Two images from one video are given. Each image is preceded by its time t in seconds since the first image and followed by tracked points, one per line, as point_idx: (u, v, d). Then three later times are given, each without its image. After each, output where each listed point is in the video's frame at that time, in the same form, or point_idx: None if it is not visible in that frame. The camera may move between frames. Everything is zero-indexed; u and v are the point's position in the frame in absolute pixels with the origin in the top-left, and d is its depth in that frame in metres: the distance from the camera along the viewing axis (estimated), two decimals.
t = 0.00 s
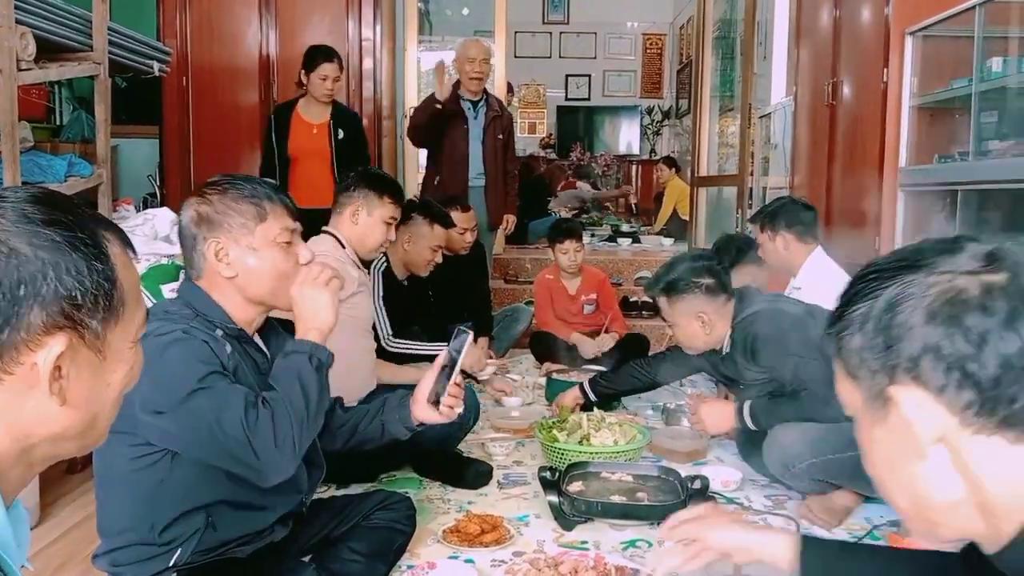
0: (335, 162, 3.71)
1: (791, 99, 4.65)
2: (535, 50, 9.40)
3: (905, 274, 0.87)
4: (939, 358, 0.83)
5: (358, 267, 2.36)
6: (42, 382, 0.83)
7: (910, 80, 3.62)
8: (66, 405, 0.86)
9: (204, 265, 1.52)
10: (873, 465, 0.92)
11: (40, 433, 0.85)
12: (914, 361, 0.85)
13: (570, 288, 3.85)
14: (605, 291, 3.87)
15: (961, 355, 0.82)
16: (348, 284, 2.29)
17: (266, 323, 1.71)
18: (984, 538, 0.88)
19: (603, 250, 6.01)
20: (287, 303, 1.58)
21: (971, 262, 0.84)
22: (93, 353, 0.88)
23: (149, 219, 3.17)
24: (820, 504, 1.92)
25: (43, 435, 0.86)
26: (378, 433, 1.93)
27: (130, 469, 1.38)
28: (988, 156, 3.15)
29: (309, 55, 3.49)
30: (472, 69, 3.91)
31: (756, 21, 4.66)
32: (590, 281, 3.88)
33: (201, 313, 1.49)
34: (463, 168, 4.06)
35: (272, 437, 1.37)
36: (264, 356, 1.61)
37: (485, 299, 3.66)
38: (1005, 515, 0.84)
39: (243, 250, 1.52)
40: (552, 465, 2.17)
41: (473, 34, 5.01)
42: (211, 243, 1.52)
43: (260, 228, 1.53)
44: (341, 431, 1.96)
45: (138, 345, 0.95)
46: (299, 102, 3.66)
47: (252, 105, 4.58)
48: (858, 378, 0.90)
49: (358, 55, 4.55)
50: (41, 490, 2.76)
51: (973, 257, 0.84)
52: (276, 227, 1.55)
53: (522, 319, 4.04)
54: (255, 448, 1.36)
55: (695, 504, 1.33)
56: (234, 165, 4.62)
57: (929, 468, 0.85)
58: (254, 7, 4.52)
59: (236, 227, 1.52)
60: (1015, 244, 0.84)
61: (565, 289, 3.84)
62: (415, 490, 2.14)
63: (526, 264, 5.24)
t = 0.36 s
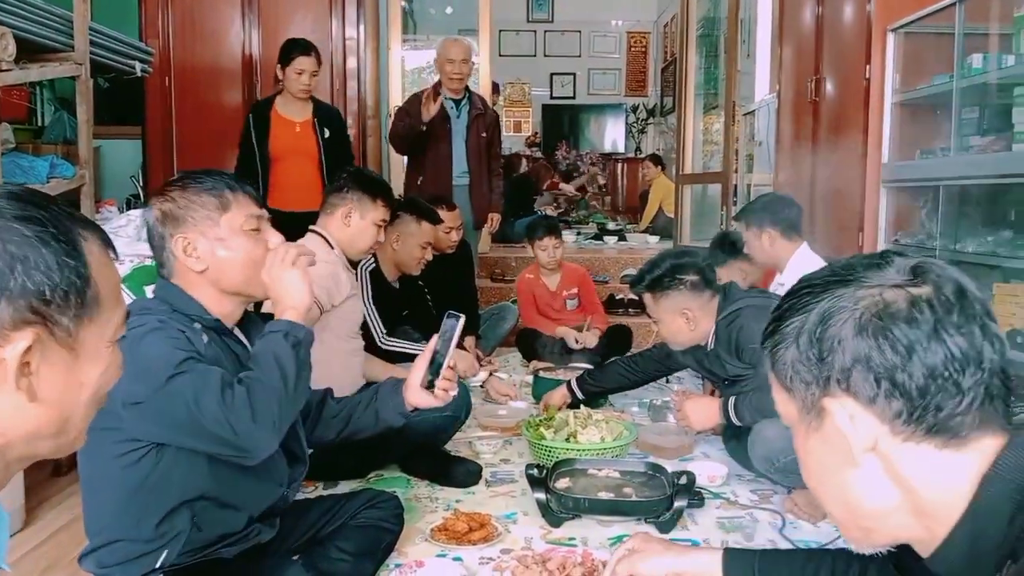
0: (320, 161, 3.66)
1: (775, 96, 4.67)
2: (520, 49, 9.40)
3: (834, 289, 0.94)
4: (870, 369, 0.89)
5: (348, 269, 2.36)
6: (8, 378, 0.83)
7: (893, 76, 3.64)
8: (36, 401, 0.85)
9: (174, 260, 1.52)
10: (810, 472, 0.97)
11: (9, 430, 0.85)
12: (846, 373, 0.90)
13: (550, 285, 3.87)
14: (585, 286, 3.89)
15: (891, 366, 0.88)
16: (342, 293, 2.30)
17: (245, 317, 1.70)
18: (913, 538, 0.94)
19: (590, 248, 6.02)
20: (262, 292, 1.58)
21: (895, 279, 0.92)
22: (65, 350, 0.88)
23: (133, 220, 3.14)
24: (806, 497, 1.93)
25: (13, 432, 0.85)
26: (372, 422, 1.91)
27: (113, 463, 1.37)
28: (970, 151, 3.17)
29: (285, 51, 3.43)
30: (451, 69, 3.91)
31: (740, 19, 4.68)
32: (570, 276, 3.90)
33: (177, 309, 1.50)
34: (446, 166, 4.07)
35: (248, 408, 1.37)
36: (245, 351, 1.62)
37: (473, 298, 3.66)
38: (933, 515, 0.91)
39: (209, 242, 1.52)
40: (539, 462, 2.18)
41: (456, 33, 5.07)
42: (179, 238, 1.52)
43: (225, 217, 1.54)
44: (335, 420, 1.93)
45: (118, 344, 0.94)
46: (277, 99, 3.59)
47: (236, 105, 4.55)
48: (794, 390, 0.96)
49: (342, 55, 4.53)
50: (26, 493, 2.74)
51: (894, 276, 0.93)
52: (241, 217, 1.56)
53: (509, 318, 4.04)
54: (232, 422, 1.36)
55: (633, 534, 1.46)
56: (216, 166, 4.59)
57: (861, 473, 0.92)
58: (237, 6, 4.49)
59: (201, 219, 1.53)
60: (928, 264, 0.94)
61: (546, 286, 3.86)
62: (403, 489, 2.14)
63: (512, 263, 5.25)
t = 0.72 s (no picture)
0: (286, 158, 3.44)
1: (757, 97, 4.70)
2: (503, 49, 9.41)
3: (823, 283, 0.96)
4: (857, 362, 0.91)
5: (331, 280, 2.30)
6: None
7: (873, 77, 3.67)
8: None
9: (176, 257, 1.50)
10: (802, 464, 0.99)
11: None
12: (834, 366, 0.92)
13: (532, 285, 3.87)
14: (567, 285, 3.91)
15: (878, 358, 0.89)
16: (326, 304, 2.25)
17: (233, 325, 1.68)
18: (905, 529, 0.94)
19: (573, 248, 6.04)
20: (243, 322, 1.56)
21: (882, 273, 0.93)
22: None
23: (113, 220, 3.09)
24: (786, 495, 1.95)
25: None
26: (355, 430, 1.92)
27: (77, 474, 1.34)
28: (948, 152, 3.21)
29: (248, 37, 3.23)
30: (433, 69, 3.92)
31: (722, 21, 4.72)
32: (552, 276, 3.91)
33: (166, 317, 1.48)
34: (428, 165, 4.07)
35: (184, 477, 1.37)
36: (226, 360, 1.61)
37: (457, 298, 3.67)
38: (922, 507, 0.91)
39: (216, 259, 1.50)
40: (523, 461, 2.18)
41: (440, 33, 5.11)
42: (188, 240, 1.49)
43: (240, 246, 1.51)
44: (316, 427, 1.94)
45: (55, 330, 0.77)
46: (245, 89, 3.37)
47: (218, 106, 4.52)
48: (785, 384, 0.97)
49: (324, 55, 4.46)
50: (6, 496, 2.72)
51: (882, 269, 0.94)
52: (256, 250, 1.52)
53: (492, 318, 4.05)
54: (179, 491, 1.37)
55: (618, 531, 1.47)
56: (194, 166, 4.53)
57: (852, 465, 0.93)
58: (220, 6, 4.45)
59: (218, 238, 1.50)
60: (915, 257, 0.95)
61: (528, 287, 3.86)
62: (386, 490, 2.14)
63: (496, 263, 5.26)
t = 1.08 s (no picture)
0: (266, 164, 3.20)
1: (755, 104, 4.71)
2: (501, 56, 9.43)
3: (838, 286, 0.96)
4: (873, 363, 0.90)
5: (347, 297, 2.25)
6: None
7: (870, 84, 3.68)
8: None
9: (181, 270, 1.50)
10: (815, 469, 0.98)
11: None
12: (849, 368, 0.92)
13: (539, 295, 3.86)
14: (574, 297, 3.88)
15: (894, 359, 0.89)
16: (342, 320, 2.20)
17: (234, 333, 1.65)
18: (917, 533, 0.94)
19: (571, 254, 6.04)
20: (252, 325, 1.57)
21: (897, 275, 0.94)
22: None
23: (112, 228, 3.04)
24: (784, 502, 1.95)
25: None
26: (356, 437, 1.87)
27: (82, 482, 1.36)
28: (945, 159, 3.22)
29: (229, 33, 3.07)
30: (433, 75, 3.95)
31: (719, 28, 4.73)
32: (559, 286, 3.89)
33: (170, 329, 1.47)
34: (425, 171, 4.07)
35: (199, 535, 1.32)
36: (232, 375, 1.57)
37: (456, 305, 3.67)
38: (937, 511, 0.90)
39: (223, 269, 1.50)
40: (521, 468, 2.19)
41: (439, 40, 5.12)
42: (193, 252, 1.49)
43: (246, 254, 1.51)
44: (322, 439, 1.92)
45: None
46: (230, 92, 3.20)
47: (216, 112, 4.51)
48: (799, 387, 0.97)
49: (324, 60, 4.45)
50: (3, 504, 2.71)
51: (896, 272, 0.95)
52: (262, 255, 1.53)
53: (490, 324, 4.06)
54: (181, 523, 1.31)
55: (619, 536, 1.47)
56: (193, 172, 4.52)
57: (867, 469, 0.92)
58: (219, 12, 4.44)
59: (223, 246, 1.49)
60: (929, 261, 0.95)
61: (534, 295, 3.86)
62: (384, 497, 2.14)
63: (494, 270, 5.26)
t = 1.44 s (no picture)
0: (263, 156, 3.14)
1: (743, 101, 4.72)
2: (491, 52, 9.43)
3: (806, 305, 0.96)
4: (839, 382, 0.91)
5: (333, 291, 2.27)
6: None
7: (858, 81, 3.69)
8: None
9: (160, 265, 1.48)
10: (801, 475, 1.00)
11: None
12: (818, 387, 0.92)
13: (541, 293, 3.84)
14: (574, 298, 3.87)
15: (858, 378, 0.89)
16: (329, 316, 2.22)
17: (213, 328, 1.64)
18: (902, 535, 0.96)
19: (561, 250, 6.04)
20: (235, 318, 1.56)
21: (860, 293, 0.93)
22: None
23: (98, 225, 3.04)
24: (772, 499, 1.96)
25: None
26: (344, 435, 1.87)
27: (68, 479, 1.35)
28: (933, 156, 3.23)
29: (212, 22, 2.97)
30: (423, 70, 3.88)
31: (708, 25, 4.74)
32: (563, 286, 3.88)
33: (151, 324, 1.46)
34: (414, 168, 4.03)
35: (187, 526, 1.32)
36: (213, 367, 1.56)
37: (445, 302, 3.67)
38: (916, 513, 0.91)
39: (202, 262, 1.48)
40: (510, 465, 2.19)
41: (428, 35, 5.10)
42: (171, 247, 1.47)
43: (225, 246, 1.50)
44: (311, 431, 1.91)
45: None
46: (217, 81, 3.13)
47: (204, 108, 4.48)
48: (779, 402, 0.99)
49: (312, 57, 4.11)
50: None
51: (861, 289, 0.94)
52: (241, 247, 1.52)
53: (480, 319, 4.06)
54: (170, 521, 1.31)
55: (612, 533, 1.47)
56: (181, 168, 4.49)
57: (846, 478, 0.94)
58: (206, 7, 4.40)
59: (201, 239, 1.48)
60: (894, 274, 0.94)
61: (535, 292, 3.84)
62: (373, 494, 2.14)
63: (484, 266, 5.26)
